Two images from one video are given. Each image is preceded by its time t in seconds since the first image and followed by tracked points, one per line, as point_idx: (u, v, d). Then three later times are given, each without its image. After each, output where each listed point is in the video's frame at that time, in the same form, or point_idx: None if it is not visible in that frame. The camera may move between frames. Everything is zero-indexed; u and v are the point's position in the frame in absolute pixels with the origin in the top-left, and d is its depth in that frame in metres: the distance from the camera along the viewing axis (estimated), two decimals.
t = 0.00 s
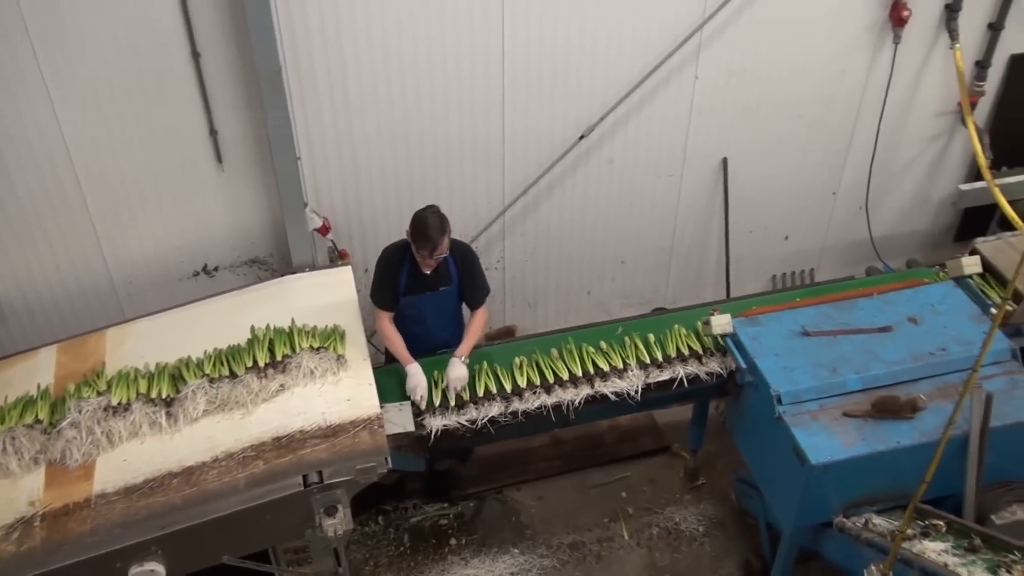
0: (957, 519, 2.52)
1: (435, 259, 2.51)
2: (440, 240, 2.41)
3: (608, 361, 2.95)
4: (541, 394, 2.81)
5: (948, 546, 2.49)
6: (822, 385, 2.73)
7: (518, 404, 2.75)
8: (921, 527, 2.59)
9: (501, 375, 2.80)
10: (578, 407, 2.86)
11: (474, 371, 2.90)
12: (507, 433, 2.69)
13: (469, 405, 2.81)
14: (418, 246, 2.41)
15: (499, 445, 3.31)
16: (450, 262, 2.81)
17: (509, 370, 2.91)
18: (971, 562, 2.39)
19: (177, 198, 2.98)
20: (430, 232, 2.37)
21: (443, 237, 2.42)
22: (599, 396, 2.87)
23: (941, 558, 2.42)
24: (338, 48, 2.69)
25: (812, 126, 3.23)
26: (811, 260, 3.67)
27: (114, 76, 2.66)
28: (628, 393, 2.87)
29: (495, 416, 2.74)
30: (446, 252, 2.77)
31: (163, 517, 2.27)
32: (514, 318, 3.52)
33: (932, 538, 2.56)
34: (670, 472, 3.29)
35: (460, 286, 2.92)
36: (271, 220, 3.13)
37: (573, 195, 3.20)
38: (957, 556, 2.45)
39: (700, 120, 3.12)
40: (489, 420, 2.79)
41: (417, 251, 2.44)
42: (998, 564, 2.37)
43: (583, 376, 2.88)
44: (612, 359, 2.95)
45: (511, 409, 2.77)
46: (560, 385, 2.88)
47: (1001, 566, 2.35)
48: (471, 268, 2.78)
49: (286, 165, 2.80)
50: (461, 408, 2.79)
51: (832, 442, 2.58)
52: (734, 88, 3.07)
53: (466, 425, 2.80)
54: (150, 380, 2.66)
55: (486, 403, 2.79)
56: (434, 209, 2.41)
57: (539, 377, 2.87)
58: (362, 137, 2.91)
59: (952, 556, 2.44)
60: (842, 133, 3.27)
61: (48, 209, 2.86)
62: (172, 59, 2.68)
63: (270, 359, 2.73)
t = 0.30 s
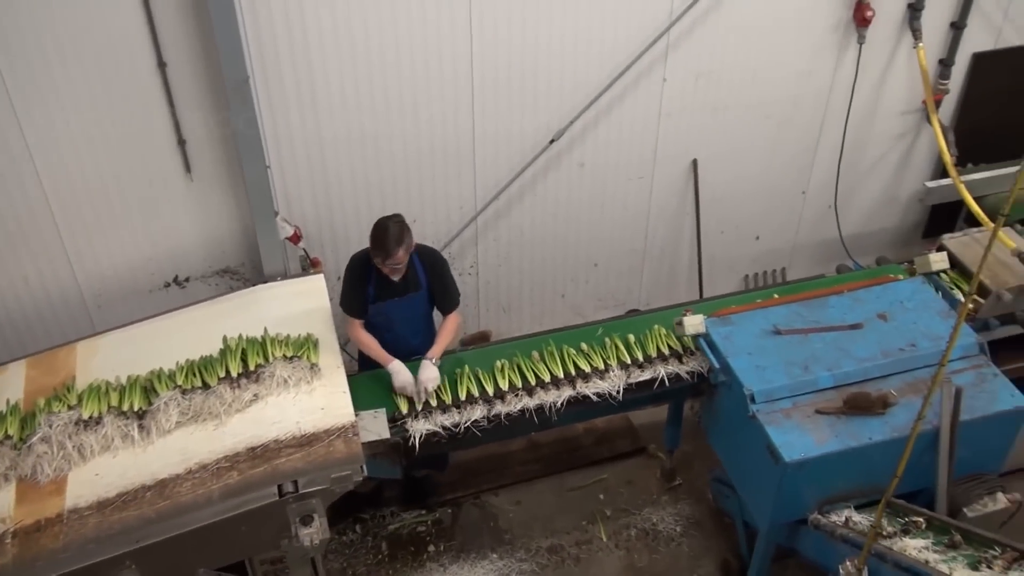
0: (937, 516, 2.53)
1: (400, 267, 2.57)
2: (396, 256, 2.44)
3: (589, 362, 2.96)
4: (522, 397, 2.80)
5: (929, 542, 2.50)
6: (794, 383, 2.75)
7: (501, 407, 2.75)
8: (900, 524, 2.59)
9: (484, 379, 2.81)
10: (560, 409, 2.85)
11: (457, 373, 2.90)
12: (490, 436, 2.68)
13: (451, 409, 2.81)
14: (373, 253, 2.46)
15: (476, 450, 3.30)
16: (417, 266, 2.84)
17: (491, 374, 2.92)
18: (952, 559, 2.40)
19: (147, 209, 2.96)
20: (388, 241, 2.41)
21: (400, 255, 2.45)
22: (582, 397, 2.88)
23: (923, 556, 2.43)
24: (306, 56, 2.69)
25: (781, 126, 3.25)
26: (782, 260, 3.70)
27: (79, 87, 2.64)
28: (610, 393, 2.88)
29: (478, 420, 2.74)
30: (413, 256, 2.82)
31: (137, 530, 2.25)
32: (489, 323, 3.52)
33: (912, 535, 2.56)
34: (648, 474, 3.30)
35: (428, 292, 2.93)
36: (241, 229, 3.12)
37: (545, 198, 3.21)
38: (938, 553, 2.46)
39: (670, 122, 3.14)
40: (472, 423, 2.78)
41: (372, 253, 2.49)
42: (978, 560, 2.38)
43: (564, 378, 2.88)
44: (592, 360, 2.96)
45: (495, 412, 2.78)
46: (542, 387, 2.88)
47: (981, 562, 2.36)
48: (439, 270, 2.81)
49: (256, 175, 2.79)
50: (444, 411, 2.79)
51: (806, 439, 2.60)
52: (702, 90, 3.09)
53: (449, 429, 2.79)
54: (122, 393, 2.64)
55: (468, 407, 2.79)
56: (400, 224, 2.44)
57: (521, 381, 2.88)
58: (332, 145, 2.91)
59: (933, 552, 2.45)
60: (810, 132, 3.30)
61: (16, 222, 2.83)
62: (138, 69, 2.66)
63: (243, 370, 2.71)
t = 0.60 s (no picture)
0: (914, 517, 2.52)
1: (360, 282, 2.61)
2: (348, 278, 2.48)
3: (567, 368, 2.97)
4: (502, 404, 2.81)
5: (906, 543, 2.50)
6: (764, 385, 2.77)
7: (480, 414, 2.76)
8: (877, 526, 2.58)
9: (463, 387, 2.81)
10: (539, 415, 2.86)
11: (436, 381, 2.91)
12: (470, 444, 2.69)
13: (431, 417, 2.81)
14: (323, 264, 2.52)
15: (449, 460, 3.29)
16: (380, 285, 2.84)
17: (469, 382, 2.92)
18: (930, 559, 2.42)
19: (113, 224, 2.94)
20: (340, 258, 2.43)
21: (350, 280, 2.48)
22: (561, 403, 2.88)
23: (902, 557, 2.43)
24: (271, 70, 2.69)
25: (746, 132, 3.29)
26: (751, 264, 3.73)
27: (41, 103, 2.61)
28: (589, 398, 2.89)
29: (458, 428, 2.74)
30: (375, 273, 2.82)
31: (107, 549, 2.25)
32: (461, 333, 3.52)
33: (889, 537, 2.56)
34: (621, 480, 3.31)
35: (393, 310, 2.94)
36: (208, 243, 3.10)
37: (514, 207, 3.22)
38: (916, 554, 2.46)
39: (637, 129, 3.16)
40: (452, 431, 2.79)
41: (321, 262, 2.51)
42: (955, 560, 2.41)
43: (543, 384, 2.88)
44: (571, 367, 2.97)
45: (474, 420, 2.78)
46: (521, 394, 2.88)
47: (959, 562, 2.38)
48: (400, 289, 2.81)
49: (222, 189, 2.77)
50: (424, 419, 2.79)
51: (776, 441, 2.62)
52: (667, 97, 3.12)
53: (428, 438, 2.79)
54: (90, 411, 2.58)
55: (447, 415, 2.81)
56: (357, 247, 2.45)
57: (499, 388, 2.88)
58: (299, 158, 2.90)
59: (911, 553, 2.45)
60: (775, 138, 3.34)
61: None
62: (101, 84, 2.64)
63: (213, 385, 2.67)
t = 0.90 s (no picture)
0: (893, 516, 2.50)
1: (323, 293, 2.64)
2: (309, 292, 2.51)
3: (547, 372, 2.99)
4: (483, 409, 2.81)
5: (887, 543, 2.47)
6: (736, 387, 2.79)
7: (462, 420, 2.76)
8: (857, 527, 2.56)
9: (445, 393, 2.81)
10: (521, 419, 2.86)
11: (417, 389, 2.91)
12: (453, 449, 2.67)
13: (412, 424, 2.80)
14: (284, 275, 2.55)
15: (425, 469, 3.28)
16: (337, 299, 2.84)
17: (451, 389, 2.93)
18: (911, 559, 2.38)
19: (79, 239, 2.91)
20: (302, 274, 2.44)
21: (312, 294, 2.52)
22: (543, 407, 2.89)
23: (883, 557, 2.39)
24: (237, 82, 2.68)
25: (714, 136, 3.31)
26: (722, 267, 3.76)
27: (4, 117, 2.58)
28: (569, 402, 2.89)
29: (441, 434, 2.73)
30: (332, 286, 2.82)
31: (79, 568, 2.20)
32: (434, 341, 3.52)
33: (869, 537, 2.53)
34: (598, 485, 3.31)
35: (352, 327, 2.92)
36: (176, 256, 3.08)
37: (485, 215, 3.22)
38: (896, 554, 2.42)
39: (605, 135, 3.18)
40: (434, 438, 2.77)
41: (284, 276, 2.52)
42: (936, 559, 2.38)
43: (523, 389, 2.89)
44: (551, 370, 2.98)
45: (456, 426, 2.77)
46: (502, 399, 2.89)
47: (940, 561, 2.35)
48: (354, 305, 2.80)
49: (190, 201, 2.76)
50: (405, 427, 2.78)
51: (749, 442, 2.64)
52: (635, 102, 3.13)
53: (410, 445, 2.77)
54: (58, 428, 2.55)
55: (429, 421, 2.80)
56: (317, 262, 2.47)
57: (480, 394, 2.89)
58: (267, 169, 2.89)
59: (892, 553, 2.42)
60: (744, 141, 3.37)
61: None
62: (65, 98, 2.62)
63: (182, 399, 2.66)
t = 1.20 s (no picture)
0: (874, 515, 2.49)
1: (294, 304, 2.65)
2: (288, 304, 2.51)
3: (528, 375, 2.96)
4: (465, 413, 2.79)
5: (867, 543, 2.42)
6: (709, 389, 2.80)
7: (443, 425, 2.72)
8: (838, 527, 2.54)
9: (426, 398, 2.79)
10: (503, 423, 2.84)
11: (398, 395, 2.89)
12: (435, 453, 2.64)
13: (394, 430, 2.76)
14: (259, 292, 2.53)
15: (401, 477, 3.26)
16: (308, 308, 2.85)
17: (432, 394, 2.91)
18: (891, 558, 2.31)
19: (47, 252, 2.88)
20: (277, 285, 2.44)
21: (290, 306, 2.52)
22: (525, 410, 2.86)
23: (863, 557, 2.33)
24: (205, 90, 2.66)
25: (684, 139, 3.33)
26: (694, 269, 3.78)
27: None
28: (551, 404, 2.86)
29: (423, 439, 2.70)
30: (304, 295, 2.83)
31: None
32: (408, 349, 3.51)
33: (850, 537, 2.51)
34: (574, 489, 3.31)
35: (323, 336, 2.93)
36: (146, 267, 3.06)
37: (456, 221, 3.22)
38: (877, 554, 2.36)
39: (576, 140, 3.19)
40: (417, 442, 2.74)
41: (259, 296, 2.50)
42: (917, 558, 2.29)
43: (505, 392, 2.86)
44: (531, 374, 2.96)
45: (438, 431, 2.75)
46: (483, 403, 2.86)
47: (920, 560, 2.27)
48: (326, 313, 2.81)
49: (158, 211, 2.73)
50: (387, 433, 2.74)
51: (723, 443, 2.65)
52: (605, 107, 3.15)
53: (393, 451, 2.73)
54: (28, 443, 2.51)
55: (411, 427, 2.77)
56: (293, 272, 2.48)
57: (462, 398, 2.87)
58: (236, 178, 2.88)
59: (872, 553, 2.36)
60: (713, 143, 3.39)
61: None
62: (28, 109, 2.59)
63: (154, 412, 2.61)
